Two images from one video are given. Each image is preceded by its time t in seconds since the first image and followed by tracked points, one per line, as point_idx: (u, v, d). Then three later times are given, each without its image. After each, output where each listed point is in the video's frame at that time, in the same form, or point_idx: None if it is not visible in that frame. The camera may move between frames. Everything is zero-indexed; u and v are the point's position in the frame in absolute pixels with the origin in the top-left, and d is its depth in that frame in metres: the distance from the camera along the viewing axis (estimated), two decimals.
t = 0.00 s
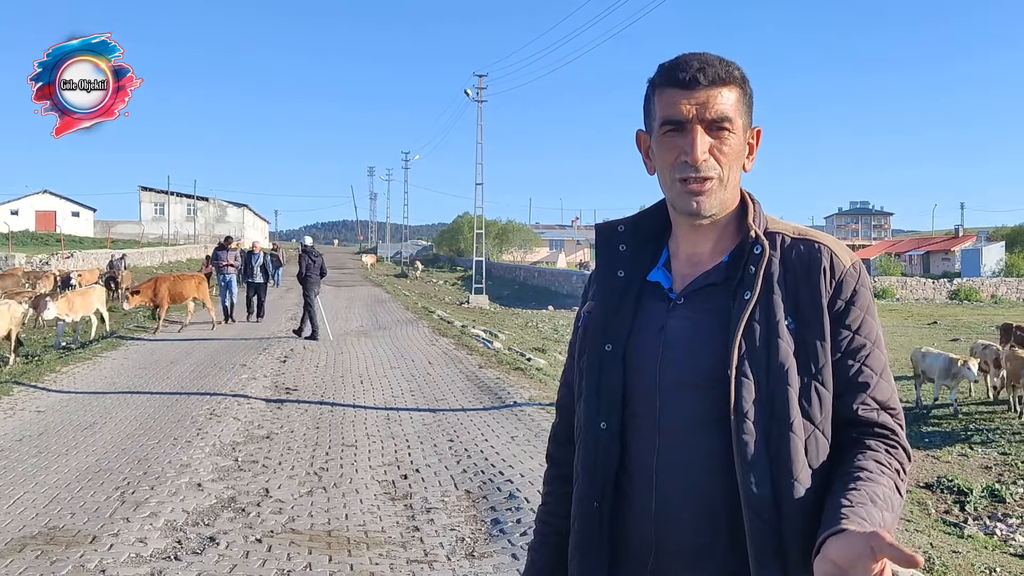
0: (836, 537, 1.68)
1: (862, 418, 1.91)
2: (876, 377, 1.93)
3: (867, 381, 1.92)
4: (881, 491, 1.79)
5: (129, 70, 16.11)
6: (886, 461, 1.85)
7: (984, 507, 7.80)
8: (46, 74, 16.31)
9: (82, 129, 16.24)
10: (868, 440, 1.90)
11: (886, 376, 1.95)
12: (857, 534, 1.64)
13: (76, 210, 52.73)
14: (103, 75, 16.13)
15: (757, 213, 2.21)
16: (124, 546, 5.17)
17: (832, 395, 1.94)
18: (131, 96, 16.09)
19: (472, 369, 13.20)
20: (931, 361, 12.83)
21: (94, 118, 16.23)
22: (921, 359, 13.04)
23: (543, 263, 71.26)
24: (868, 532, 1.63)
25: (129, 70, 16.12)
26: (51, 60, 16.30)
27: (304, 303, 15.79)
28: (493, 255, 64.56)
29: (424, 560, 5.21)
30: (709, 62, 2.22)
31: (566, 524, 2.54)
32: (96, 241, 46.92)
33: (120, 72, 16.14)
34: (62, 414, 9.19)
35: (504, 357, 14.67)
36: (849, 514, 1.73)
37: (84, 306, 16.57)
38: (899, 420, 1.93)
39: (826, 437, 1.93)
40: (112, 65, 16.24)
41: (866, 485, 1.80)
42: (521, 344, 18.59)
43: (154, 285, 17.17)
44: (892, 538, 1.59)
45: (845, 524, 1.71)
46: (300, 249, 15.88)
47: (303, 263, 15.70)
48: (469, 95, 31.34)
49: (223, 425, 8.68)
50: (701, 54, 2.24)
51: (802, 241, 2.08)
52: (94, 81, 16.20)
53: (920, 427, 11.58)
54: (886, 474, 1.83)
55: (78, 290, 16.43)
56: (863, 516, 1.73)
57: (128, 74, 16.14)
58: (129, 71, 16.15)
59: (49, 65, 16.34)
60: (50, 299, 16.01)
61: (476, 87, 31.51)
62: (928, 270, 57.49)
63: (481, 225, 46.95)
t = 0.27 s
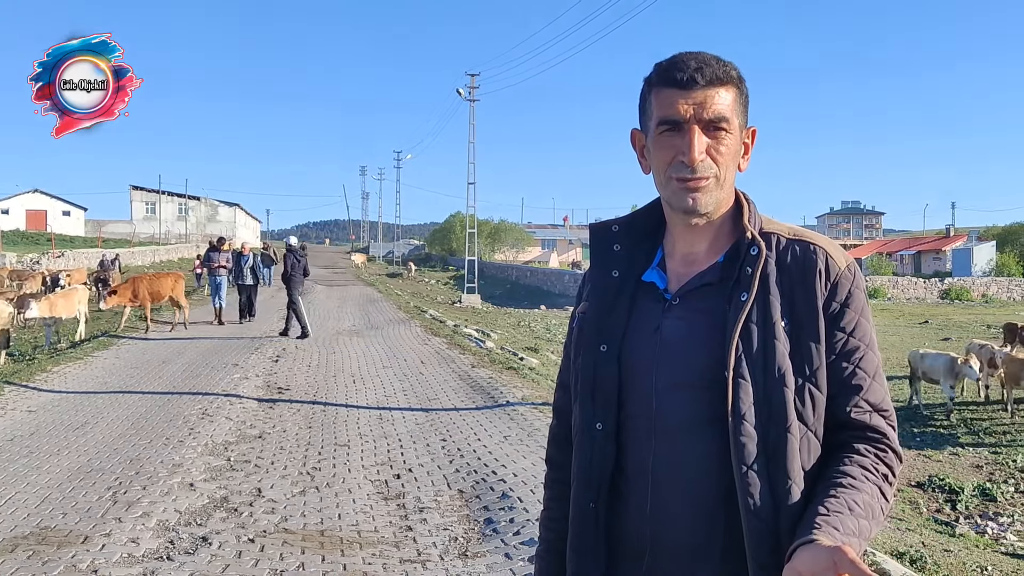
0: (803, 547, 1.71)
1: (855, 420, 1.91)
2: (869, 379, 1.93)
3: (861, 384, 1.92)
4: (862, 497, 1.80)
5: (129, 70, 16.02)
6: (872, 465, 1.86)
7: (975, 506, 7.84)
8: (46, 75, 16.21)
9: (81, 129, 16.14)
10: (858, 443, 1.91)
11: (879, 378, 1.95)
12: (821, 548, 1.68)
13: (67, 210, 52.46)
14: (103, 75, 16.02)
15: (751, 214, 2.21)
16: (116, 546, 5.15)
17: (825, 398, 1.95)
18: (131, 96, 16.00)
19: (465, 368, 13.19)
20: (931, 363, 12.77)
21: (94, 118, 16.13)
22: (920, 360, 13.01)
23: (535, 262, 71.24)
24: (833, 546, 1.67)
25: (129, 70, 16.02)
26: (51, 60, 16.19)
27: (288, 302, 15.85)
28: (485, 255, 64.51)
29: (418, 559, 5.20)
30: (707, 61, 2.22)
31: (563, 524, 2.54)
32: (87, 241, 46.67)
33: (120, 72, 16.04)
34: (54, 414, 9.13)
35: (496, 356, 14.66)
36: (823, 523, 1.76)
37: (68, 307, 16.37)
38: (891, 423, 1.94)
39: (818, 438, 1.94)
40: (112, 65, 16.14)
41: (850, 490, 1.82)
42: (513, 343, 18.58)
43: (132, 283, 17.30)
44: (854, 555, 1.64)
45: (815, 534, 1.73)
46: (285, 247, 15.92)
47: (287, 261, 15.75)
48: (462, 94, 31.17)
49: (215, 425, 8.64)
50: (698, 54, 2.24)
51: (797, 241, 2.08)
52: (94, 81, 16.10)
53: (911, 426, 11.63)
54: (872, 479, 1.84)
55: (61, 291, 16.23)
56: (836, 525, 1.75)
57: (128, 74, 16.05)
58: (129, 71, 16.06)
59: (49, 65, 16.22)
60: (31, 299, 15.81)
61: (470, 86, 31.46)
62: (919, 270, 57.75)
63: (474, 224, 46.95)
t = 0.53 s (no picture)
0: (796, 542, 1.72)
1: (845, 420, 1.92)
2: (860, 378, 1.94)
3: (851, 383, 1.93)
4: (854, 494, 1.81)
5: (129, 70, 15.91)
6: (863, 464, 1.88)
7: (962, 505, 7.89)
8: (46, 75, 16.09)
9: (81, 129, 16.03)
10: (849, 442, 1.92)
11: (870, 378, 1.96)
12: (814, 541, 1.69)
13: (53, 210, 52.04)
14: (103, 75, 15.92)
15: (740, 214, 2.22)
16: (104, 548, 5.11)
17: (816, 397, 1.96)
18: (132, 96, 15.92)
19: (454, 369, 13.17)
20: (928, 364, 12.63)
21: (94, 119, 16.02)
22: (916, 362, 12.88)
23: (524, 263, 71.24)
24: (826, 540, 1.68)
25: (129, 70, 15.91)
26: (52, 60, 16.07)
27: (268, 301, 15.85)
28: (474, 255, 64.46)
29: (407, 560, 5.19)
30: (696, 62, 2.22)
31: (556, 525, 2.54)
32: (73, 241, 46.31)
33: (120, 72, 15.94)
34: (41, 415, 9.06)
35: (485, 357, 14.64)
36: (816, 520, 1.76)
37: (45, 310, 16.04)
38: (882, 422, 1.95)
39: (808, 438, 1.95)
40: (112, 65, 16.03)
41: (842, 488, 1.82)
42: (502, 344, 18.59)
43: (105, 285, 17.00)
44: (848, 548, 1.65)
45: (807, 530, 1.74)
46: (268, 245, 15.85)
47: (270, 259, 15.68)
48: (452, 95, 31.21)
49: (203, 426, 8.60)
50: (687, 55, 2.25)
51: (787, 242, 2.09)
52: (94, 81, 16.00)
53: (899, 426, 11.69)
54: (863, 477, 1.85)
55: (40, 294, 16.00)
56: (829, 521, 1.76)
57: (129, 74, 15.94)
58: (129, 71, 15.95)
59: (49, 65, 16.11)
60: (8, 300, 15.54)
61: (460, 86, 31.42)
62: (907, 271, 58.08)
63: (463, 225, 46.90)
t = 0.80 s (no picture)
0: (784, 544, 1.73)
1: (832, 422, 1.93)
2: (847, 381, 1.95)
3: (839, 386, 1.95)
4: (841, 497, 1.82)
5: (129, 70, 15.82)
6: (851, 465, 1.89)
7: (947, 506, 7.96)
8: (45, 74, 15.96)
9: (81, 129, 15.91)
10: (837, 444, 1.93)
11: (858, 381, 1.98)
12: (801, 543, 1.69)
13: (38, 212, 51.56)
14: (103, 75, 15.81)
15: (729, 217, 2.23)
16: (90, 552, 5.07)
17: (804, 400, 1.97)
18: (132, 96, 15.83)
19: (441, 371, 13.15)
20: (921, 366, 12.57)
21: (94, 118, 15.91)
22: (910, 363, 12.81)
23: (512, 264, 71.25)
24: (813, 541, 1.69)
25: (129, 70, 15.82)
26: (52, 60, 15.93)
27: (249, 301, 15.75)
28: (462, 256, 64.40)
29: (394, 563, 5.18)
30: (683, 66, 2.23)
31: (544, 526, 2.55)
32: (58, 242, 45.91)
33: (120, 72, 15.83)
34: (25, 418, 8.98)
35: (473, 358, 14.63)
36: (803, 521, 1.77)
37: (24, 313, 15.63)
38: (870, 424, 1.96)
39: (796, 440, 1.96)
40: (112, 65, 15.92)
41: (830, 490, 1.84)
42: (489, 345, 18.60)
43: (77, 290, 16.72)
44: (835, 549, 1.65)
45: (795, 532, 1.75)
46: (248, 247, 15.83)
47: (251, 261, 15.67)
48: (439, 97, 31.23)
49: (189, 428, 8.55)
50: (675, 59, 2.25)
51: (775, 245, 2.10)
52: (94, 81, 15.89)
53: (884, 427, 11.76)
54: (850, 479, 1.87)
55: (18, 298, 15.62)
56: (817, 522, 1.77)
57: (129, 74, 15.84)
58: (129, 71, 15.85)
59: (49, 65, 15.97)
60: None
61: (447, 87, 31.42)
62: (893, 272, 58.48)
63: (451, 226, 46.86)
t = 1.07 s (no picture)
0: (767, 547, 1.74)
1: (817, 425, 1.95)
2: (832, 384, 1.96)
3: (823, 389, 1.96)
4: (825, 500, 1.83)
5: (129, 70, 15.72)
6: (835, 468, 1.90)
7: (932, 507, 8.02)
8: (46, 75, 15.83)
9: (81, 129, 15.79)
10: (822, 446, 1.94)
11: (842, 384, 1.99)
12: (784, 546, 1.70)
13: (22, 214, 51.12)
14: (103, 75, 15.71)
15: (715, 221, 2.24)
16: (74, 556, 5.03)
17: (788, 402, 1.98)
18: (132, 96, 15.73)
19: (429, 373, 13.13)
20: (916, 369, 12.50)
21: (94, 119, 15.81)
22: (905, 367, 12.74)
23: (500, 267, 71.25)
24: (796, 543, 1.69)
25: (129, 70, 15.72)
26: (52, 60, 15.82)
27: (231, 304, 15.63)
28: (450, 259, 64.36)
29: (381, 566, 5.17)
30: (668, 71, 2.24)
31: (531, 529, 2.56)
32: (42, 245, 45.52)
33: (120, 72, 15.73)
34: (8, 421, 8.89)
35: (460, 361, 14.62)
36: (787, 523, 1.78)
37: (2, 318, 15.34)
38: (854, 427, 1.97)
39: (781, 443, 1.97)
40: (113, 65, 15.83)
41: (813, 493, 1.85)
42: (477, 348, 18.57)
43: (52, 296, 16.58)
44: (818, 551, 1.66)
45: (778, 535, 1.76)
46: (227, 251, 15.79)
47: (229, 264, 15.62)
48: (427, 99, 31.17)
49: (175, 432, 8.50)
50: (660, 64, 2.26)
51: (759, 249, 2.11)
52: (94, 81, 15.77)
53: (870, 429, 11.83)
54: (834, 481, 1.88)
55: None
56: (800, 525, 1.78)
57: (129, 74, 15.74)
58: (129, 71, 15.76)
59: (49, 65, 15.86)
60: None
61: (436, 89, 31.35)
62: (878, 275, 58.87)
63: (438, 229, 46.81)
